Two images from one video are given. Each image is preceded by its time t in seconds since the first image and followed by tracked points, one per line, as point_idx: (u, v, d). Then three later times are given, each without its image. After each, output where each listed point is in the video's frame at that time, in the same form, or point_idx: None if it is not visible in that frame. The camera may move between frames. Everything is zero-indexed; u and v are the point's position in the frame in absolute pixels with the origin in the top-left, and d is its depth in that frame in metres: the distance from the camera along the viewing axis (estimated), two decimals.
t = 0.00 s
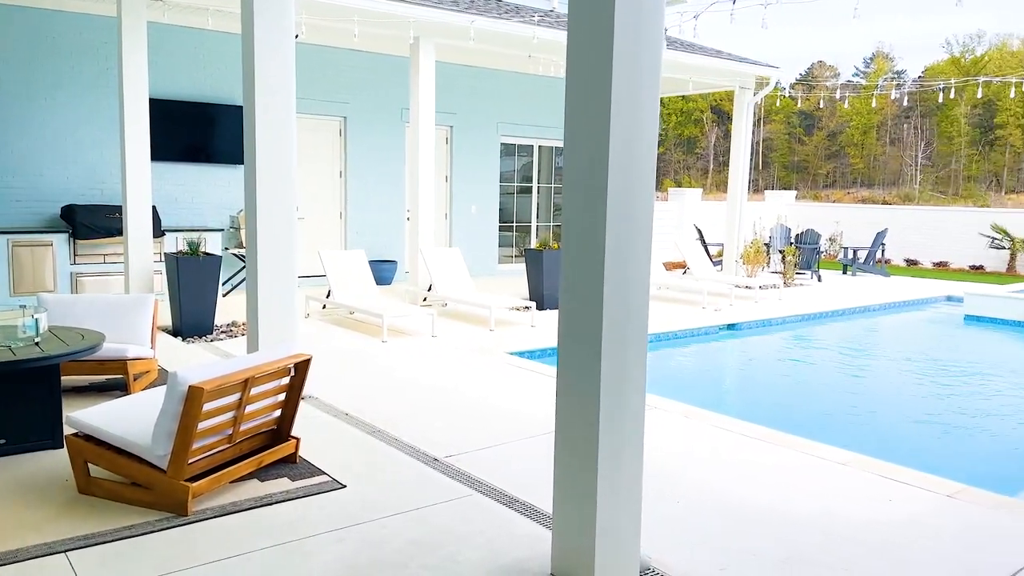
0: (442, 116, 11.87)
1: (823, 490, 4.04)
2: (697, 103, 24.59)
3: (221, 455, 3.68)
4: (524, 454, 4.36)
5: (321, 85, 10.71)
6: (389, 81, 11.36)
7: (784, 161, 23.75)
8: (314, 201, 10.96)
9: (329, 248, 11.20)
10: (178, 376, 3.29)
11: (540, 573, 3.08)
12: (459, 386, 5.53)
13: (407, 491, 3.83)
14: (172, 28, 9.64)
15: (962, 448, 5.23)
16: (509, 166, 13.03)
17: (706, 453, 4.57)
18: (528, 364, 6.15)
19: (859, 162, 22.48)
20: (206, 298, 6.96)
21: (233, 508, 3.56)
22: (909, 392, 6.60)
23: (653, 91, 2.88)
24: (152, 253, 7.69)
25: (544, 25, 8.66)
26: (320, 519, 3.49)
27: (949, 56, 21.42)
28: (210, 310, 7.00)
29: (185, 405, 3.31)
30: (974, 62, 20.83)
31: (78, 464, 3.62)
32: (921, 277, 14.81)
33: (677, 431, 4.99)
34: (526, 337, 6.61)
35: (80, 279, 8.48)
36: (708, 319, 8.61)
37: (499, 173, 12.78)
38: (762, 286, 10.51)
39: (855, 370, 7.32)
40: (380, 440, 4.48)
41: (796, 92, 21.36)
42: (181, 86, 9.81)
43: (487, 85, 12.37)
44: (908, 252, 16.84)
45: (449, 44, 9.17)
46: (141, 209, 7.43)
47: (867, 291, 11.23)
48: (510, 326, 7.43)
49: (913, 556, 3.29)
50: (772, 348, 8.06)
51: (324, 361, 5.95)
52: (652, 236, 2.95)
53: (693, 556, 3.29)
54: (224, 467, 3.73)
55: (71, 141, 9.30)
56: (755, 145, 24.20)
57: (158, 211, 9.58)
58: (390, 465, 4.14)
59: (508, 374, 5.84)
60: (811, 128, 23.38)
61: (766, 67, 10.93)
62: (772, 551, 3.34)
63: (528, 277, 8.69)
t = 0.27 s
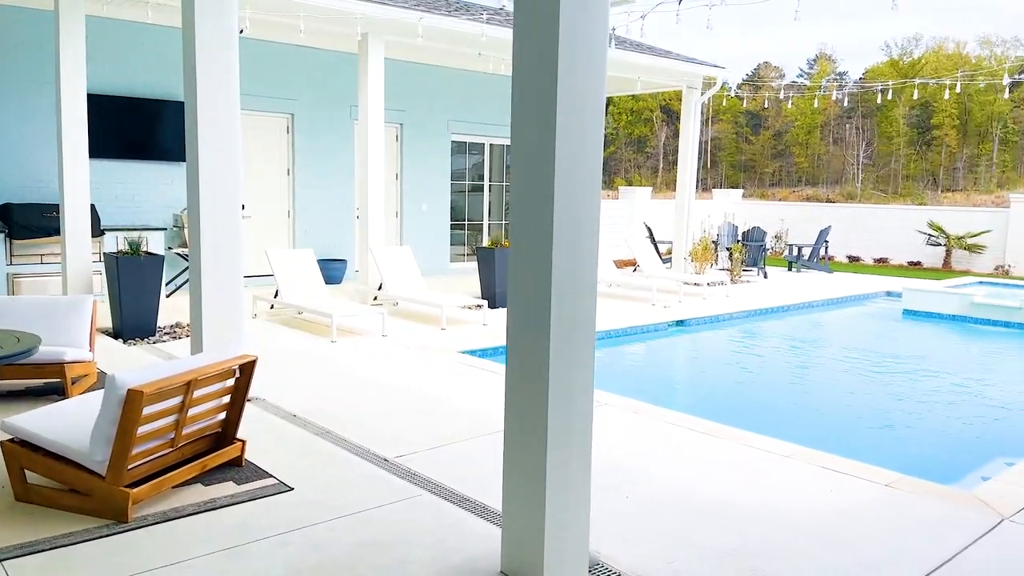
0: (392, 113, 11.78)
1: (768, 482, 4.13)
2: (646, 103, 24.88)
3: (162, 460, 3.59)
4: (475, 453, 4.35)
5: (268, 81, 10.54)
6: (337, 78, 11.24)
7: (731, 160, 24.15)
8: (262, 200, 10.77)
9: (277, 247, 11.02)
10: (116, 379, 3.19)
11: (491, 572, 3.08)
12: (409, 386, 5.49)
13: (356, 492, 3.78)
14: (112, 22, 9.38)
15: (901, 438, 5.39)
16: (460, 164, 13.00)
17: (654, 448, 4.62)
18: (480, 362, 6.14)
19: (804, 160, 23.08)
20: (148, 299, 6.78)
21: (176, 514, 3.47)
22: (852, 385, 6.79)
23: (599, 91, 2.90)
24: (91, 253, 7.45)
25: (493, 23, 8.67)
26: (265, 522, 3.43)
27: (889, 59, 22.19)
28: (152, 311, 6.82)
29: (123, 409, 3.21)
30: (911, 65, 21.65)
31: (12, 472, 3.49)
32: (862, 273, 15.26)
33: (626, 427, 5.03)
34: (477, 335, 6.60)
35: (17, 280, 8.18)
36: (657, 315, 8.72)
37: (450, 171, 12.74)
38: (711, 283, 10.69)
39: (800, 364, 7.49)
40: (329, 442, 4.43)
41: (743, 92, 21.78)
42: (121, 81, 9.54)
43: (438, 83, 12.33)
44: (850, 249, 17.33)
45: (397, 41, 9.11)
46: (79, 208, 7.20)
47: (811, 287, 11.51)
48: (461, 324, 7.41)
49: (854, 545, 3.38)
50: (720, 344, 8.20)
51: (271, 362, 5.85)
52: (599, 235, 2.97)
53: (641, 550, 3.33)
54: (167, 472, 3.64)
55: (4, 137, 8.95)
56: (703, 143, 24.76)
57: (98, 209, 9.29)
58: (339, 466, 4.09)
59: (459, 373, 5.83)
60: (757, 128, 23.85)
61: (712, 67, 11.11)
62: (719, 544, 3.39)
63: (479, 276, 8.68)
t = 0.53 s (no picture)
0: (347, 111, 11.67)
1: (720, 476, 4.19)
2: (604, 102, 25.05)
3: (108, 465, 3.51)
4: (431, 452, 4.33)
5: (220, 77, 10.36)
6: (291, 75, 11.10)
7: (688, 159, 24.53)
8: (215, 198, 10.59)
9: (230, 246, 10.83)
10: (58, 383, 3.10)
11: (445, 571, 3.07)
12: (364, 386, 5.45)
13: (309, 494, 3.74)
14: (58, 15, 9.13)
15: (851, 431, 5.52)
16: (417, 161, 12.94)
17: (609, 445, 4.66)
18: (436, 361, 6.12)
19: (758, 159, 23.36)
20: (94, 300, 6.61)
21: (122, 520, 3.39)
22: (803, 380, 6.92)
23: (551, 90, 2.91)
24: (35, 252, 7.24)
25: (447, 21, 8.65)
26: (215, 526, 3.37)
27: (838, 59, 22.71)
28: (99, 312, 6.65)
29: (66, 413, 3.13)
30: (860, 67, 22.18)
31: None
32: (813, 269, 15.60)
33: (582, 424, 5.06)
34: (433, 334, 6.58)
35: None
36: (614, 313, 8.79)
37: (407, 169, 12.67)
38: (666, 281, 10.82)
39: (754, 360, 7.62)
40: (282, 443, 4.37)
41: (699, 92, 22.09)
42: (67, 76, 9.28)
43: (394, 80, 12.26)
44: (802, 247, 17.70)
45: (352, 38, 9.03)
46: (22, 206, 6.99)
47: (764, 283, 11.72)
48: (418, 323, 7.37)
49: (803, 536, 3.46)
50: (676, 340, 8.30)
51: (223, 363, 5.74)
52: (552, 234, 2.98)
53: (595, 546, 3.35)
54: (113, 477, 3.55)
55: None
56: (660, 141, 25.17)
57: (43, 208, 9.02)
58: (292, 468, 4.04)
59: (415, 372, 5.80)
60: (712, 127, 24.20)
61: (667, 67, 11.25)
62: (672, 538, 3.43)
63: (436, 274, 8.65)
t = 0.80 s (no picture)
0: (306, 108, 11.54)
1: (675, 471, 4.24)
2: (566, 101, 25.15)
3: (58, 470, 3.42)
4: (391, 453, 4.31)
5: (174, 74, 10.18)
6: (248, 71, 10.95)
7: (650, 158, 24.80)
8: (171, 196, 10.40)
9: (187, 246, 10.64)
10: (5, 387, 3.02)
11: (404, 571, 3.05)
12: (324, 386, 5.39)
13: (266, 497, 3.69)
14: (3, 9, 8.83)
15: (807, 426, 5.62)
16: (378, 160, 12.86)
17: (570, 442, 4.68)
18: (396, 360, 6.08)
19: (718, 158, 23.62)
20: (45, 302, 6.44)
21: (72, 525, 3.31)
22: (762, 375, 7.04)
23: (506, 89, 2.90)
24: None
25: (405, 18, 8.61)
26: (170, 531, 3.31)
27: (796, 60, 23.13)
28: (50, 314, 6.49)
29: (14, 418, 3.05)
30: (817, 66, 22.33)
31: None
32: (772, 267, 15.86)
33: (542, 422, 5.08)
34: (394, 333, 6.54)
35: None
36: (576, 311, 8.83)
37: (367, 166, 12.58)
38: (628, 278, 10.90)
39: (715, 356, 7.71)
40: (239, 445, 4.31)
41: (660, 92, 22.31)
42: (15, 71, 9.03)
43: (354, 78, 12.16)
44: (760, 244, 17.97)
45: (309, 34, 8.94)
46: None
47: (723, 281, 11.88)
48: (379, 323, 7.32)
49: (759, 530, 3.50)
50: (638, 337, 8.38)
51: (179, 365, 5.64)
52: (509, 233, 2.98)
53: (553, 544, 3.35)
54: (62, 482, 3.47)
55: None
56: (622, 141, 25.40)
57: None
58: (248, 471, 3.98)
59: (375, 372, 5.76)
60: (674, 127, 24.44)
61: (627, 66, 11.33)
62: (631, 534, 3.46)
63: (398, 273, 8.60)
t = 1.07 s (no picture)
0: (266, 106, 11.39)
1: (635, 467, 4.28)
2: (531, 99, 25.19)
3: (7, 475, 3.33)
4: (353, 453, 4.28)
5: (129, 69, 9.98)
6: (206, 67, 10.77)
7: (614, 156, 25.00)
8: (127, 194, 10.20)
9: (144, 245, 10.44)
10: None
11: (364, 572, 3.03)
12: (284, 386, 5.33)
13: (224, 499, 3.63)
14: None
15: (767, 421, 5.72)
16: (340, 158, 12.76)
17: (532, 440, 4.69)
18: (358, 360, 6.04)
19: (680, 157, 23.79)
20: None
21: (23, 532, 3.23)
22: (724, 372, 7.13)
23: (465, 91, 2.90)
24: None
25: (365, 14, 8.55)
26: (123, 536, 3.24)
27: (756, 60, 23.50)
28: None
29: None
30: (778, 66, 22.72)
31: None
32: (733, 264, 16.08)
33: (505, 420, 5.08)
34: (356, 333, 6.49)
35: None
36: (540, 309, 8.85)
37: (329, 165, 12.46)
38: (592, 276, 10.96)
39: (677, 353, 7.79)
40: (196, 448, 4.24)
41: (624, 91, 22.47)
42: None
43: (315, 75, 12.04)
44: (722, 242, 18.20)
45: (268, 31, 8.83)
46: None
47: (685, 278, 12.01)
48: (340, 322, 7.26)
49: (718, 524, 3.55)
50: (602, 335, 8.43)
51: (134, 366, 5.52)
52: (467, 235, 2.97)
53: (515, 542, 3.36)
54: (11, 488, 3.37)
55: None
56: (586, 139, 25.53)
57: None
58: (206, 473, 3.92)
59: (336, 372, 5.71)
60: (637, 126, 24.65)
61: (590, 65, 11.39)
62: (591, 530, 3.48)
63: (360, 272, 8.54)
